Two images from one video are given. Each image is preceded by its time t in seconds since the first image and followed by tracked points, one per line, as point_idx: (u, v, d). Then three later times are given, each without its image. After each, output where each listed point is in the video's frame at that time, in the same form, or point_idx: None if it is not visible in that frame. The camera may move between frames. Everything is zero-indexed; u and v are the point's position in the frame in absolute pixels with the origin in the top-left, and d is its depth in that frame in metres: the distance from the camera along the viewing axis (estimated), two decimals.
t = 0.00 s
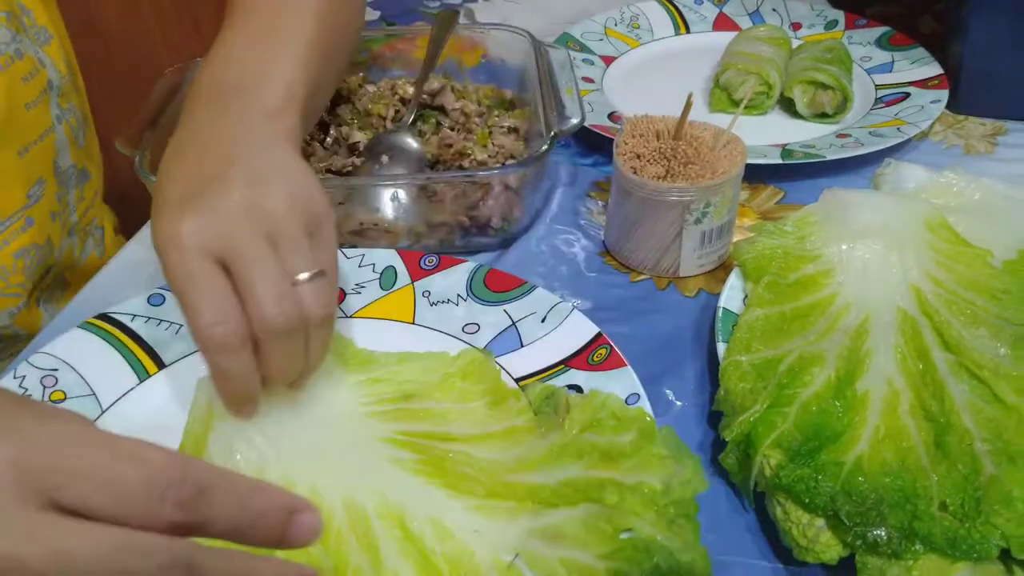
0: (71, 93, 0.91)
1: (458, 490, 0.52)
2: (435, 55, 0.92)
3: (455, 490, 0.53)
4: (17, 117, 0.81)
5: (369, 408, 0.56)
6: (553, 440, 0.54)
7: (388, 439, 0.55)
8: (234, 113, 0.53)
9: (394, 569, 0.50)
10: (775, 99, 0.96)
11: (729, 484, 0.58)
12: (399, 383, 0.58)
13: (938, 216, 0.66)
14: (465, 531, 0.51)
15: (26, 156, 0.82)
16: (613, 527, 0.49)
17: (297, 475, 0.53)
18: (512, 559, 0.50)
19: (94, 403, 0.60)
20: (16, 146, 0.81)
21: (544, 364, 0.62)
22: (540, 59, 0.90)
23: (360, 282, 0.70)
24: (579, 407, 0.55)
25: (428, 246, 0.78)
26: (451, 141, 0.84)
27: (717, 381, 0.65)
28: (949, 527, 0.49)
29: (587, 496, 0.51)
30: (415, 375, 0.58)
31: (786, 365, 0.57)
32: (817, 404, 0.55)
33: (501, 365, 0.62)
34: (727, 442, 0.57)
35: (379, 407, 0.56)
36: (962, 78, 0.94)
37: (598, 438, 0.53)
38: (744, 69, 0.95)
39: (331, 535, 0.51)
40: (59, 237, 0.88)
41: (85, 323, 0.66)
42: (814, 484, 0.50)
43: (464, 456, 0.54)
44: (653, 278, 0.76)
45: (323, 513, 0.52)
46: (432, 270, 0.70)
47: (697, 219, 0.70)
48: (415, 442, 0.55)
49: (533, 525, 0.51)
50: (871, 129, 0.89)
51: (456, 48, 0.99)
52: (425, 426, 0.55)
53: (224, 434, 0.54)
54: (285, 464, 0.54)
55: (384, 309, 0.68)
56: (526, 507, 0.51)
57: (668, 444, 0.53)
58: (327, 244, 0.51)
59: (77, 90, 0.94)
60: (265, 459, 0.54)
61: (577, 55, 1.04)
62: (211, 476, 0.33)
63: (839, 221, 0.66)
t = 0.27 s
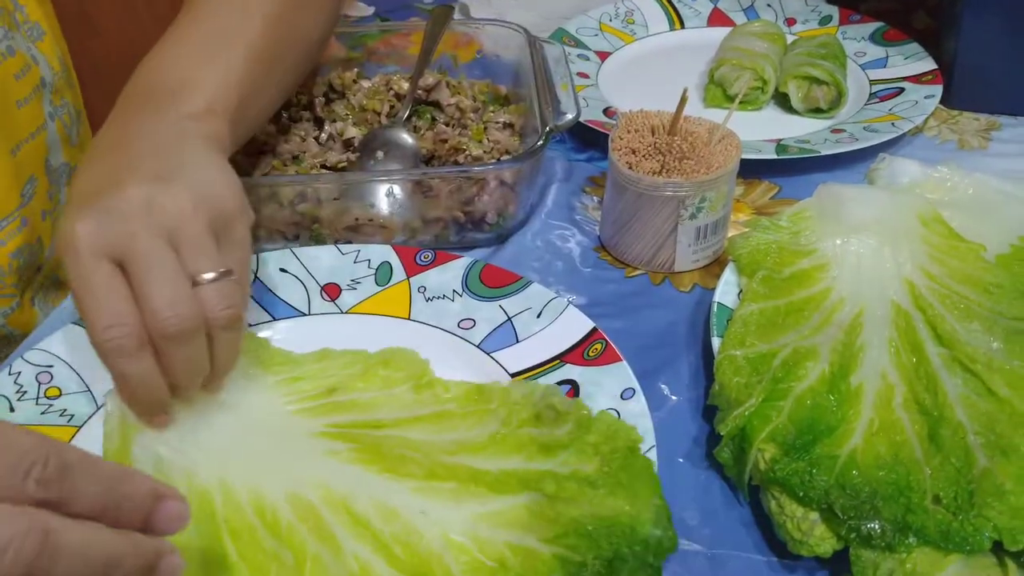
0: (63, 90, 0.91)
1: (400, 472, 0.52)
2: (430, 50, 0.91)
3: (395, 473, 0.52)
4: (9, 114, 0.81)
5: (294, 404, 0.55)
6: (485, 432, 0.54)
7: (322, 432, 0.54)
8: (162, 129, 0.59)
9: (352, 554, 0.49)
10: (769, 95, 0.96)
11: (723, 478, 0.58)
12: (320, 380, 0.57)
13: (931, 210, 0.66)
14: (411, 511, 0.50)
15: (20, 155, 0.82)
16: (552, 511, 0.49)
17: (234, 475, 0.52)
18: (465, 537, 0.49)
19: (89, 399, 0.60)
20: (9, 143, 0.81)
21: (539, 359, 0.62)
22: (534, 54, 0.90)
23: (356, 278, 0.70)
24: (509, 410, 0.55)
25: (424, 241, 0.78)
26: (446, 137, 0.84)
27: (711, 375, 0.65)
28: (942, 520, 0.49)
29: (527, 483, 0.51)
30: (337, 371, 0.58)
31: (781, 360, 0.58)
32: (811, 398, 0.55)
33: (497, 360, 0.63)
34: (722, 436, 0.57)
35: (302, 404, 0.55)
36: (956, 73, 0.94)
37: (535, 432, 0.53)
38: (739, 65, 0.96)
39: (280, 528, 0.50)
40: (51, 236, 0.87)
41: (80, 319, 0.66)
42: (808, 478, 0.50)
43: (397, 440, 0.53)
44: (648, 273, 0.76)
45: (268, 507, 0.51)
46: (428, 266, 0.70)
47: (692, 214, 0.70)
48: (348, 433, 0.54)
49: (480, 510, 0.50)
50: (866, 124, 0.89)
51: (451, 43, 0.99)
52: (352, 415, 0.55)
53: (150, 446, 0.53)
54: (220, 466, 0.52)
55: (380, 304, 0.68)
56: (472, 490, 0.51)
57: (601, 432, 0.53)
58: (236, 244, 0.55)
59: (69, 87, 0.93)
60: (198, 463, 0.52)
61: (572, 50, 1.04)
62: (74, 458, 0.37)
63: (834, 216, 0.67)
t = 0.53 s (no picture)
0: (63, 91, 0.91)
1: (372, 464, 0.54)
2: (431, 48, 0.91)
3: (369, 465, 0.54)
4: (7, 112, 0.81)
5: (268, 405, 0.58)
6: (458, 424, 0.56)
7: (296, 429, 0.56)
8: (127, 140, 0.62)
9: (330, 545, 0.50)
10: (770, 94, 0.96)
11: (724, 476, 0.58)
12: (291, 379, 0.61)
13: (931, 209, 0.66)
14: (387, 503, 0.52)
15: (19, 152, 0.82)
16: (525, 503, 0.51)
17: (207, 476, 0.54)
18: (440, 528, 0.51)
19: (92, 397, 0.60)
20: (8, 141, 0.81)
21: (540, 357, 0.62)
22: (535, 53, 0.90)
23: (357, 276, 0.70)
24: (483, 403, 0.58)
25: (424, 239, 0.78)
26: (447, 135, 0.84)
27: (712, 373, 0.65)
28: (942, 518, 0.49)
29: (501, 477, 0.52)
30: (307, 369, 0.61)
31: (782, 357, 0.58)
32: (812, 396, 0.55)
33: (497, 358, 0.63)
34: (722, 434, 0.57)
35: (273, 403, 0.58)
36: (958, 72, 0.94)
37: (509, 427, 0.56)
38: (740, 64, 0.96)
39: (257, 524, 0.52)
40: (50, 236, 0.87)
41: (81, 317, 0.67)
42: (809, 475, 0.50)
43: (370, 433, 0.56)
44: (649, 272, 0.76)
45: (243, 505, 0.52)
46: (429, 264, 0.70)
47: (693, 213, 0.70)
48: (321, 428, 0.56)
49: (456, 502, 0.52)
50: (867, 123, 0.89)
51: (452, 42, 0.99)
52: (327, 412, 0.58)
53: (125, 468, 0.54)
54: (194, 469, 0.54)
55: (382, 302, 0.68)
56: (445, 482, 0.53)
57: (573, 426, 0.55)
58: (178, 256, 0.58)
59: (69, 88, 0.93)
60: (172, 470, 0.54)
61: (573, 49, 1.04)
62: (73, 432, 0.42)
63: (835, 215, 0.67)
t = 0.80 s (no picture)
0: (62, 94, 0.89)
1: (372, 464, 0.54)
2: (431, 48, 0.92)
3: (369, 464, 0.54)
4: (0, 106, 0.76)
5: (268, 405, 0.58)
6: (457, 424, 0.57)
7: (295, 428, 0.56)
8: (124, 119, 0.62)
9: (329, 544, 0.50)
10: (770, 94, 0.96)
11: (723, 475, 0.58)
12: (292, 378, 0.61)
13: (930, 209, 0.66)
14: (386, 501, 0.52)
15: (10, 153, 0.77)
16: (524, 503, 0.51)
17: (207, 475, 0.54)
18: (439, 527, 0.51)
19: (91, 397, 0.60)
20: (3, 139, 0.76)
21: (539, 356, 0.62)
22: (535, 53, 0.90)
23: (356, 275, 0.70)
24: (482, 402, 0.58)
25: (424, 239, 0.78)
26: (447, 135, 0.84)
27: (711, 372, 0.65)
28: (941, 517, 0.49)
29: (501, 477, 0.53)
30: (307, 368, 0.62)
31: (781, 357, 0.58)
32: (811, 395, 0.55)
33: (496, 357, 0.63)
34: (721, 434, 0.57)
35: (273, 402, 0.58)
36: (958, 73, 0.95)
37: (508, 426, 0.56)
38: (740, 64, 0.96)
39: (257, 523, 0.52)
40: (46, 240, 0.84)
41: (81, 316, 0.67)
42: (808, 475, 0.50)
43: (370, 432, 0.56)
44: (649, 271, 0.76)
45: (242, 504, 0.52)
46: (429, 263, 0.70)
47: (692, 213, 0.70)
48: (320, 428, 0.57)
49: (455, 501, 0.52)
50: (866, 123, 0.89)
51: (452, 42, 0.99)
52: (326, 411, 0.58)
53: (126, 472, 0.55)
54: (193, 469, 0.54)
55: (382, 302, 0.68)
56: (444, 481, 0.53)
57: (572, 425, 0.55)
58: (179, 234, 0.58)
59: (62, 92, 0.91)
60: (171, 470, 0.54)
61: (573, 49, 1.04)
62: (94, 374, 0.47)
63: (834, 214, 0.67)
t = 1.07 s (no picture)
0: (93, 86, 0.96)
1: (376, 463, 0.54)
2: (435, 47, 0.91)
3: (372, 463, 0.54)
4: None
5: (272, 403, 0.58)
6: (460, 422, 0.57)
7: (298, 428, 0.56)
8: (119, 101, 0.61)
9: (333, 543, 0.50)
10: (773, 93, 0.96)
11: (727, 475, 0.58)
12: (296, 377, 0.61)
13: (935, 209, 0.66)
14: (390, 500, 0.52)
15: None
16: (527, 502, 0.51)
17: (210, 474, 0.54)
18: (442, 526, 0.51)
19: (95, 395, 0.60)
20: None
21: (542, 356, 0.62)
22: (538, 52, 0.90)
23: (360, 275, 0.70)
24: (486, 402, 0.58)
25: (428, 238, 0.78)
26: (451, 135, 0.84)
27: (715, 372, 0.65)
28: (946, 518, 0.49)
29: (504, 476, 0.53)
30: (311, 368, 0.62)
31: (785, 357, 0.58)
32: (815, 395, 0.55)
33: (500, 357, 0.63)
34: (725, 433, 0.57)
35: (276, 401, 0.58)
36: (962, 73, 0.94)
37: (511, 425, 0.56)
38: (743, 63, 0.96)
39: (260, 522, 0.52)
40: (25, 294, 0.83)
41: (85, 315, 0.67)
42: (812, 475, 0.50)
43: (374, 432, 0.56)
44: (652, 271, 0.76)
45: (246, 503, 0.52)
46: (432, 263, 0.70)
47: (696, 213, 0.70)
48: (324, 427, 0.57)
49: (458, 500, 0.52)
50: (870, 123, 0.89)
51: (456, 41, 0.99)
52: (329, 410, 0.58)
53: (130, 472, 0.54)
54: (196, 467, 0.54)
55: (385, 301, 0.68)
56: (448, 480, 0.53)
57: (576, 424, 0.55)
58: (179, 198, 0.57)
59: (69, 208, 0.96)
60: (175, 469, 0.54)
61: (576, 48, 1.04)
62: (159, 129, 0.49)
63: (838, 214, 0.67)
